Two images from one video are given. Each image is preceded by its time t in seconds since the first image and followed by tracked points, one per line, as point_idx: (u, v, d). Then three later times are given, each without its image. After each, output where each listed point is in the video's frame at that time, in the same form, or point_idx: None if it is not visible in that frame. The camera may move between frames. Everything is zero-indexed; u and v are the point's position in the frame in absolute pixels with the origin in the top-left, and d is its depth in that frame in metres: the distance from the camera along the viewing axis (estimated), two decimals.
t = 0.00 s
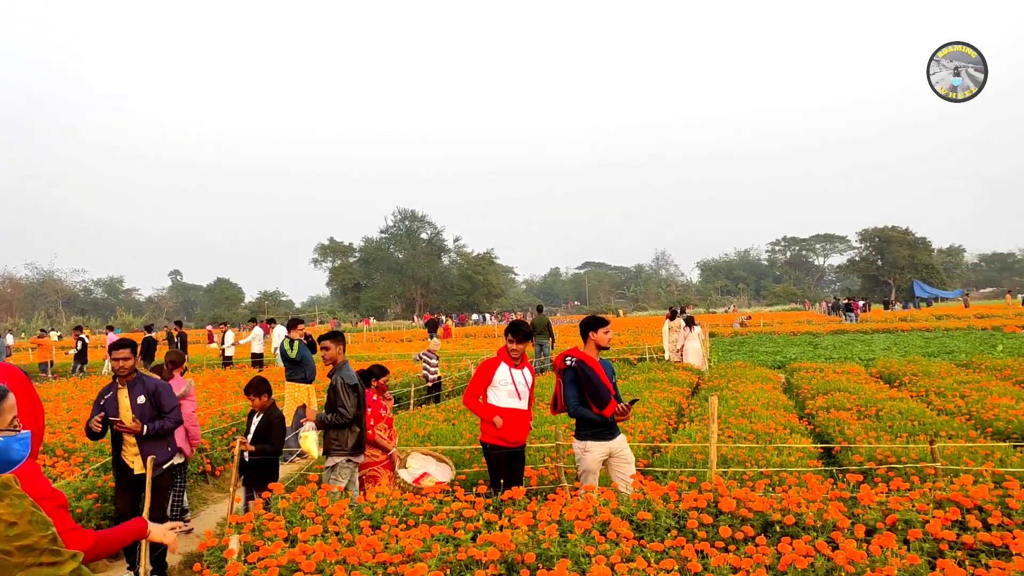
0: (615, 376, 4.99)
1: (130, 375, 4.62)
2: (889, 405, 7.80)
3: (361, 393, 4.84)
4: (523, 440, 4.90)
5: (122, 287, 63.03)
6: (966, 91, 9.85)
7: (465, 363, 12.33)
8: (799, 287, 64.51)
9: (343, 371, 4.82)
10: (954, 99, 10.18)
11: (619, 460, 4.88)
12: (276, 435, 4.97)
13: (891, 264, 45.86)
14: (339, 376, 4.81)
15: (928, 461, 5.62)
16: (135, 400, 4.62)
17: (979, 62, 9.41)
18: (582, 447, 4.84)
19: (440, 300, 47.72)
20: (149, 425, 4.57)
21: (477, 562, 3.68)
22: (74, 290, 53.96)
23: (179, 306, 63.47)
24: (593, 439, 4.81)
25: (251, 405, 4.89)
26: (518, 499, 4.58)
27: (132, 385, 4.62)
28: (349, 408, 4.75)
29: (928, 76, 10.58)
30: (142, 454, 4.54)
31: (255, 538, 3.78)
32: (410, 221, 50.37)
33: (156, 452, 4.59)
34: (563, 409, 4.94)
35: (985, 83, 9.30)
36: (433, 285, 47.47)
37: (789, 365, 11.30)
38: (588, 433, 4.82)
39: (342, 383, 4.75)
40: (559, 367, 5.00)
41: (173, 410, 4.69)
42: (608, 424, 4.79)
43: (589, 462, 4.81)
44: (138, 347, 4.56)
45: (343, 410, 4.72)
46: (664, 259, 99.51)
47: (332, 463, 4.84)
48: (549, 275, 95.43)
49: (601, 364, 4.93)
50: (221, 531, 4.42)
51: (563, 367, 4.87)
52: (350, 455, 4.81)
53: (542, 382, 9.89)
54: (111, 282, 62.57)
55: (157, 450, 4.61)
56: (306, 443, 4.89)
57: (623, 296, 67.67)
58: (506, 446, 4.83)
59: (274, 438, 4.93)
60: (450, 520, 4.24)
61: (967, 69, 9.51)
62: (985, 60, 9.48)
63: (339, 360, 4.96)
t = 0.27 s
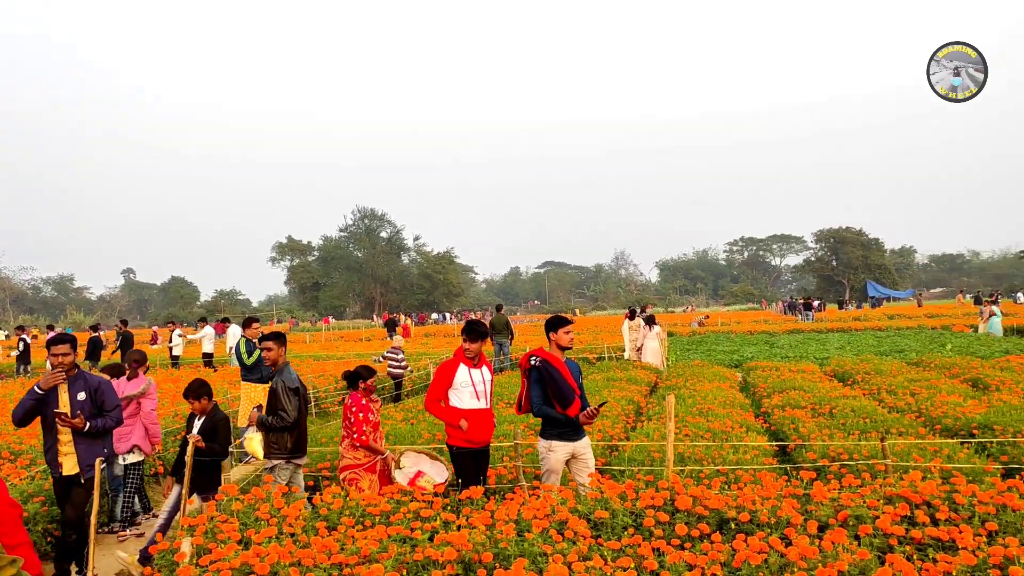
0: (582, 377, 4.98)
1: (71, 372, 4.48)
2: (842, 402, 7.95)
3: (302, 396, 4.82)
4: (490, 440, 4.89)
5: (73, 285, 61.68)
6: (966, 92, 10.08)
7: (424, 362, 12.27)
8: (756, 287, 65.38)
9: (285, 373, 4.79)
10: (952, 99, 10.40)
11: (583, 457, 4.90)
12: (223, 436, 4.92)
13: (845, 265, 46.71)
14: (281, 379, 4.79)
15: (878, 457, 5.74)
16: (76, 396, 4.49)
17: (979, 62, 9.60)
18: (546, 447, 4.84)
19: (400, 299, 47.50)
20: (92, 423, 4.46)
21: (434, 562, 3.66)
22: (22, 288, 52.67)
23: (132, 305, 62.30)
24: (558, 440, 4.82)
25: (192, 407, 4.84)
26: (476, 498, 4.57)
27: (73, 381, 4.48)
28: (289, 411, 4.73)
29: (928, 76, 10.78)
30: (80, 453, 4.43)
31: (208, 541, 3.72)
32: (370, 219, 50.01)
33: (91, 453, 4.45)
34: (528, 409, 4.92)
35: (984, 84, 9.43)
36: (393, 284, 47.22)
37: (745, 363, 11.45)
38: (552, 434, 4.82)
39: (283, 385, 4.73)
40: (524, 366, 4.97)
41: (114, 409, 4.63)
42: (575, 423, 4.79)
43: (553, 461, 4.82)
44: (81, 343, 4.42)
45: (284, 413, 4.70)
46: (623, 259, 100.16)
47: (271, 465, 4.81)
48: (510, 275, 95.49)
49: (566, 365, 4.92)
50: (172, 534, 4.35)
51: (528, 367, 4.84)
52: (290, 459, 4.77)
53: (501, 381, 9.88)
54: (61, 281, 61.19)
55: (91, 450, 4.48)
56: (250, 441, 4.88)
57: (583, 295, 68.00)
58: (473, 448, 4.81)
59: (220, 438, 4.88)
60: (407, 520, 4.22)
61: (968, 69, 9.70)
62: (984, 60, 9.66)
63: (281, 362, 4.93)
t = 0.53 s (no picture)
0: (557, 374, 4.96)
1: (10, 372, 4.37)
2: (798, 401, 8.06)
3: (243, 398, 4.79)
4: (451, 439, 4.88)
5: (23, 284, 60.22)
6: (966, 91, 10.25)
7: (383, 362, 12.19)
8: (715, 288, 66.12)
9: (226, 375, 4.74)
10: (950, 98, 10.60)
11: (555, 456, 4.86)
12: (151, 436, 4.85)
13: (802, 266, 47.45)
14: (221, 380, 4.73)
15: (832, 455, 5.85)
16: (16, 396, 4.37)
17: (979, 62, 9.78)
18: (518, 446, 4.81)
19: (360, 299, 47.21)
20: (30, 425, 4.37)
21: (391, 564, 3.64)
22: None
23: (83, 304, 61.00)
24: (531, 439, 4.79)
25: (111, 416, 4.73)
26: (434, 499, 4.54)
27: (15, 380, 4.38)
28: (227, 414, 4.70)
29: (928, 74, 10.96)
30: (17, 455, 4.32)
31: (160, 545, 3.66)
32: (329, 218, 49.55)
33: (26, 456, 4.36)
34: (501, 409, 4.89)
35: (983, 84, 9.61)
36: (352, 284, 46.90)
37: (704, 363, 11.56)
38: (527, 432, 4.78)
39: (223, 388, 4.68)
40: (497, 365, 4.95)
41: (52, 414, 4.52)
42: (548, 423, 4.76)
43: (524, 462, 4.79)
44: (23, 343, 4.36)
45: (222, 417, 4.67)
46: (583, 259, 100.60)
47: (213, 467, 4.79)
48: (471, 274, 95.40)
49: (540, 364, 4.89)
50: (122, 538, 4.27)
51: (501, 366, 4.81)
52: (231, 460, 4.75)
53: (461, 381, 9.86)
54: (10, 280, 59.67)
55: (26, 453, 4.38)
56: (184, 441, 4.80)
57: (543, 295, 68.17)
58: (435, 448, 4.79)
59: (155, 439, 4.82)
60: (364, 522, 4.19)
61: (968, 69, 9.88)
62: (983, 60, 9.83)
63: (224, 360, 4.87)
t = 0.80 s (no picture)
0: (526, 374, 4.92)
1: None
2: (755, 401, 8.16)
3: (185, 399, 4.71)
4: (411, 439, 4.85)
5: None
6: (966, 91, 10.41)
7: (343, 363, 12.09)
8: (674, 288, 66.74)
9: (164, 378, 4.67)
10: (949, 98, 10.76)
11: (521, 456, 4.84)
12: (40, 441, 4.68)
13: (759, 267, 48.08)
14: (160, 383, 4.66)
15: (787, 454, 5.93)
16: None
17: (981, 62, 9.96)
18: (486, 446, 4.77)
19: (319, 299, 46.81)
20: None
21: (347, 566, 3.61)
22: None
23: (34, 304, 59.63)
24: (498, 439, 4.74)
25: None
26: (392, 500, 4.51)
27: None
28: (168, 416, 4.61)
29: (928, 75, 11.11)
30: None
31: (110, 550, 3.59)
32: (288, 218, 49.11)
33: None
34: (470, 409, 4.85)
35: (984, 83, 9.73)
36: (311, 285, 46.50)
37: (663, 363, 11.64)
38: (494, 431, 4.74)
39: (161, 389, 4.60)
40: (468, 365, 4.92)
41: None
42: (515, 422, 4.71)
43: (490, 461, 4.75)
44: None
45: (162, 419, 4.59)
46: (545, 260, 100.87)
47: (160, 471, 4.71)
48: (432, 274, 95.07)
49: (509, 363, 4.86)
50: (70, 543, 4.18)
51: (470, 365, 4.80)
52: (175, 463, 4.69)
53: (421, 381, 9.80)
54: None
55: None
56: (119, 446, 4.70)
57: (504, 295, 68.24)
58: (394, 449, 4.76)
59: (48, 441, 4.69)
60: (321, 524, 4.15)
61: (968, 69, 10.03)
62: (984, 61, 9.98)
63: (162, 361, 4.79)
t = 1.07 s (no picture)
0: (484, 374, 4.91)
1: None
2: (712, 401, 8.23)
3: (119, 402, 4.70)
4: (371, 441, 4.80)
5: None
6: (965, 88, 10.30)
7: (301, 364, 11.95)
8: (634, 289, 67.19)
9: (99, 380, 4.63)
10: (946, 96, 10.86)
11: (480, 458, 4.83)
12: None
13: (718, 268, 48.57)
14: (96, 384, 4.63)
15: (744, 453, 5.99)
16: None
17: (981, 62, 10.00)
18: (445, 446, 4.75)
19: (277, 300, 46.26)
20: None
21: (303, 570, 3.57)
22: None
23: None
24: (457, 439, 4.73)
25: None
26: (349, 502, 4.47)
27: None
28: (104, 419, 4.60)
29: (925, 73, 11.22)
30: None
31: (57, 555, 3.51)
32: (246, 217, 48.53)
33: None
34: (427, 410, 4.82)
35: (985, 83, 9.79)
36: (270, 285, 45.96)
37: (622, 363, 11.70)
38: (452, 431, 4.72)
39: (97, 391, 4.58)
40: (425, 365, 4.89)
41: None
42: (474, 422, 4.70)
43: (451, 461, 4.73)
44: None
45: (98, 421, 4.57)
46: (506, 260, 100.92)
47: (90, 477, 4.70)
48: (392, 275, 94.54)
49: (468, 362, 4.85)
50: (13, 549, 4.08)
51: (428, 365, 4.77)
52: (106, 468, 4.69)
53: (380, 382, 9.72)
54: None
55: None
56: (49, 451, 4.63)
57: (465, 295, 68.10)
58: (352, 450, 4.71)
59: None
60: (277, 526, 4.10)
61: (968, 69, 10.07)
62: (984, 60, 10.05)
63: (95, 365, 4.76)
